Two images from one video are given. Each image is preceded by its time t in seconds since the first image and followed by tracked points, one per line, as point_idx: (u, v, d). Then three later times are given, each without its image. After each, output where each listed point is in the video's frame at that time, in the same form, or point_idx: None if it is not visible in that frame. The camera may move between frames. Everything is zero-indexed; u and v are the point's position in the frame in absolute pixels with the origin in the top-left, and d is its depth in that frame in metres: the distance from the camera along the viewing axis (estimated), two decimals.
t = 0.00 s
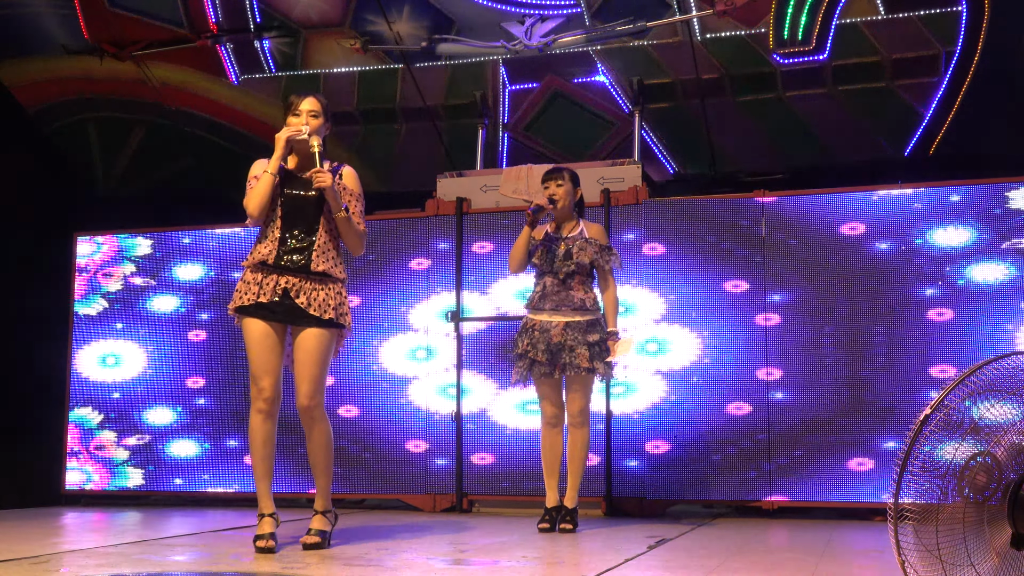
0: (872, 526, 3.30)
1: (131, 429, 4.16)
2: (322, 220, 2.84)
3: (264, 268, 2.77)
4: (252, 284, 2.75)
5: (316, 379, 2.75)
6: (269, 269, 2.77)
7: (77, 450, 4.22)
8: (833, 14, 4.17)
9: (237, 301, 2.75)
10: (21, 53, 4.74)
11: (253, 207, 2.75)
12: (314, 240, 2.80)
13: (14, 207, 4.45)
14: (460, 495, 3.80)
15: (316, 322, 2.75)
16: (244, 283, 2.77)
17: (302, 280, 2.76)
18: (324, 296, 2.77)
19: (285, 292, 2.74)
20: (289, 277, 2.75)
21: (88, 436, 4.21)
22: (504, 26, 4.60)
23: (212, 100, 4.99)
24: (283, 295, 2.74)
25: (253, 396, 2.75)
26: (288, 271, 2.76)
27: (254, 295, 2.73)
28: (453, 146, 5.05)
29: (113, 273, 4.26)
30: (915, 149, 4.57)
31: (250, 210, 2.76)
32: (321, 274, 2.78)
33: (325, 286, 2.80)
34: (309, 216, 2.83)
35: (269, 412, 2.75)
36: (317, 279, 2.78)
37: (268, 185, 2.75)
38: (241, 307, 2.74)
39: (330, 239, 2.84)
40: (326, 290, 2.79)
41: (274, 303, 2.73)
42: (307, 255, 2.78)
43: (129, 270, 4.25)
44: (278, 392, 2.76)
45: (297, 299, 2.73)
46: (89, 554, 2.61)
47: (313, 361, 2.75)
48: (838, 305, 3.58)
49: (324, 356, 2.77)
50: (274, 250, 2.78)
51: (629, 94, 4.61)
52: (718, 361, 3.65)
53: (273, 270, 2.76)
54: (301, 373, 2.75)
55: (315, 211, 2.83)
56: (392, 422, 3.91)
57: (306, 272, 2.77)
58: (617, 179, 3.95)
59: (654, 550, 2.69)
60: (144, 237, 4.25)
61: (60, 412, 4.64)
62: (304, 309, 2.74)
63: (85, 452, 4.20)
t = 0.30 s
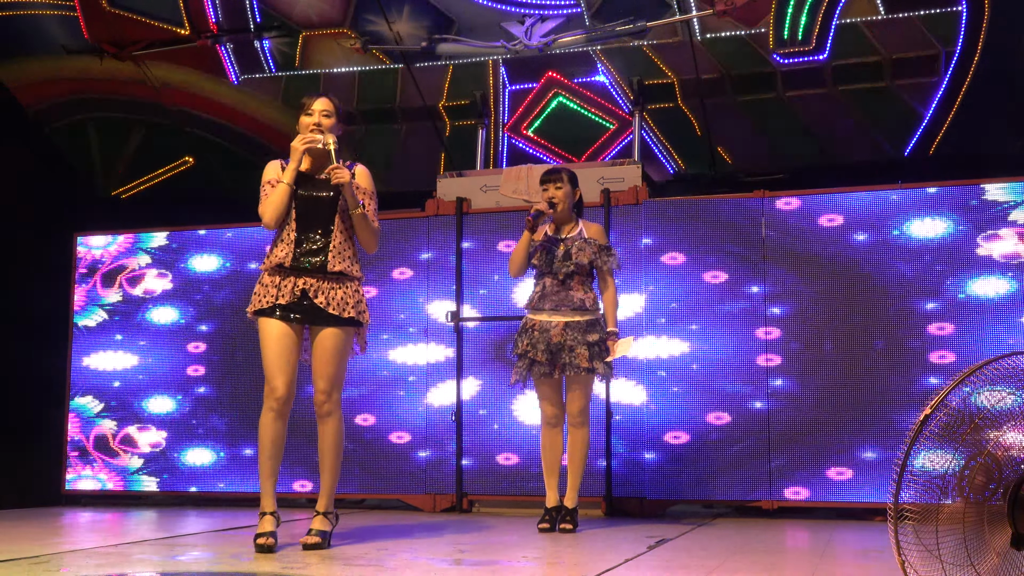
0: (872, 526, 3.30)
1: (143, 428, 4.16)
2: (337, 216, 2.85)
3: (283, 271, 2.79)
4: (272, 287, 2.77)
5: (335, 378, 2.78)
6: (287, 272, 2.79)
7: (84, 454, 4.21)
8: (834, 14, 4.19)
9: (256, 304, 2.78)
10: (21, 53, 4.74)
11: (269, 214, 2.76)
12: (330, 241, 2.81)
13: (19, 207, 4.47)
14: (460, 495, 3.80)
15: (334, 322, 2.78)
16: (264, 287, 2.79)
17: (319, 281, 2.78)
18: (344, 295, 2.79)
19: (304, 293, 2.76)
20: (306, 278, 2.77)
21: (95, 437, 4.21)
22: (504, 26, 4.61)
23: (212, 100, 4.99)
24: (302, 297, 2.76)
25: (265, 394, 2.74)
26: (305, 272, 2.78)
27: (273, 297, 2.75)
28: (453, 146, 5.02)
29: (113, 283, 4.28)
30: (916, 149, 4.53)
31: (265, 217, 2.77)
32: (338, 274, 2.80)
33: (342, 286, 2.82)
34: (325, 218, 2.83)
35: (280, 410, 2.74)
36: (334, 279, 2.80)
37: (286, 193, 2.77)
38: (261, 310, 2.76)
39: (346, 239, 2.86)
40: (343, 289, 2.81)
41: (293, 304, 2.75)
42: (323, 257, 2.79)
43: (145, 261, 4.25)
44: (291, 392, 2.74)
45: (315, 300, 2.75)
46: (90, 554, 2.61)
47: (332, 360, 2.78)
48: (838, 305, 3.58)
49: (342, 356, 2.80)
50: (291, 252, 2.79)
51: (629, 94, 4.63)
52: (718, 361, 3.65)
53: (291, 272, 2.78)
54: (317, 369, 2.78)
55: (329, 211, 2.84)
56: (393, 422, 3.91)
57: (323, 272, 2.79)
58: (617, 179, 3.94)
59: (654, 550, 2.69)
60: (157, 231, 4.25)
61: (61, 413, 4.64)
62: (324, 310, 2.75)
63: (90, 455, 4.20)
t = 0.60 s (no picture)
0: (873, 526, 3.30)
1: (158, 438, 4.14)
2: (342, 217, 2.85)
3: (287, 271, 2.79)
4: (276, 287, 2.78)
5: (339, 378, 2.78)
6: (291, 272, 2.79)
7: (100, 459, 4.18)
8: (834, 14, 4.18)
9: (261, 305, 2.78)
10: (22, 53, 4.76)
11: (271, 214, 2.76)
12: (334, 242, 2.82)
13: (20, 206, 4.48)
14: (460, 495, 3.79)
15: (339, 322, 2.78)
16: (268, 287, 2.80)
17: (323, 281, 2.77)
18: (348, 296, 2.79)
19: (308, 293, 2.75)
20: (309, 279, 2.77)
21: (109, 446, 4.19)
22: (504, 27, 4.57)
23: (211, 99, 4.97)
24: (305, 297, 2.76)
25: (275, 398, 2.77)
26: (309, 273, 2.78)
27: (278, 298, 2.75)
28: (453, 145, 5.04)
29: (104, 294, 4.29)
30: (916, 147, 4.55)
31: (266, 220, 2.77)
32: (342, 274, 2.80)
33: (346, 286, 2.81)
34: (330, 218, 2.83)
35: (292, 412, 2.77)
36: (338, 279, 2.80)
37: (286, 194, 2.78)
38: (266, 310, 2.77)
39: (351, 239, 2.86)
40: (347, 289, 2.80)
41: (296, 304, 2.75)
42: (327, 256, 2.79)
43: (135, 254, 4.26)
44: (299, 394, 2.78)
45: (319, 300, 2.75)
46: (90, 554, 2.62)
47: (336, 360, 2.78)
48: (839, 305, 3.58)
49: (348, 355, 2.81)
50: (295, 252, 2.80)
51: (629, 94, 4.64)
52: (717, 361, 3.65)
53: (295, 273, 2.78)
54: (321, 369, 2.78)
55: (335, 210, 2.84)
56: (393, 422, 3.91)
57: (327, 272, 2.78)
58: (617, 179, 3.94)
59: (655, 550, 2.69)
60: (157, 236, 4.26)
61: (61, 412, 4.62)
62: (327, 310, 2.75)
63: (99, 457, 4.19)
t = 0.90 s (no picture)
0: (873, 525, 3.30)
1: (171, 445, 4.12)
2: (337, 218, 2.86)
3: (283, 271, 2.79)
4: (273, 288, 2.78)
5: (337, 378, 2.78)
6: (287, 271, 2.79)
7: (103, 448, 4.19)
8: (833, 14, 4.18)
9: (259, 306, 2.78)
10: (22, 52, 4.76)
11: (264, 223, 2.79)
12: (328, 242, 2.81)
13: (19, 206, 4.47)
14: (460, 495, 3.80)
15: (334, 321, 2.78)
16: (265, 288, 2.80)
17: (319, 282, 2.78)
18: (344, 296, 2.78)
19: (304, 293, 2.75)
20: (305, 279, 2.77)
21: (123, 450, 4.17)
22: (504, 26, 4.54)
23: (212, 100, 4.98)
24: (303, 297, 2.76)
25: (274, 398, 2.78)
26: (306, 273, 2.78)
27: (275, 298, 2.76)
28: (453, 145, 5.05)
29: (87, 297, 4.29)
30: (916, 148, 4.56)
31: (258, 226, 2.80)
32: (337, 274, 2.80)
33: (343, 286, 2.81)
34: (326, 219, 2.85)
35: (291, 413, 2.79)
36: (334, 279, 2.80)
37: (281, 205, 2.78)
38: (263, 310, 2.77)
39: (346, 239, 2.86)
40: (343, 289, 2.80)
41: (293, 305, 2.75)
42: (322, 256, 2.79)
43: (134, 252, 4.27)
44: (300, 394, 2.80)
45: (315, 300, 2.75)
46: (90, 554, 2.62)
47: (334, 360, 2.78)
48: (838, 305, 3.59)
49: (345, 354, 2.81)
50: (291, 252, 2.79)
51: (629, 94, 4.64)
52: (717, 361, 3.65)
53: (291, 272, 2.78)
54: (319, 369, 2.78)
55: (331, 210, 2.86)
56: (393, 422, 3.90)
57: (323, 273, 2.79)
58: (617, 179, 3.95)
59: (655, 550, 2.69)
60: (169, 233, 4.24)
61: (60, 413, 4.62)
62: (323, 310, 2.75)
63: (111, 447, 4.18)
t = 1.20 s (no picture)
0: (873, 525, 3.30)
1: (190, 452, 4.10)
2: (339, 219, 2.86)
3: (286, 272, 2.78)
4: (275, 289, 2.76)
5: (337, 377, 2.79)
6: (291, 273, 2.78)
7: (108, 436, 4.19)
8: (834, 14, 4.17)
9: (261, 307, 2.76)
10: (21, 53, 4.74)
11: (275, 222, 2.72)
12: (331, 244, 2.81)
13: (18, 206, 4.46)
14: (460, 495, 3.80)
15: (340, 322, 2.78)
16: (266, 289, 2.78)
17: (323, 283, 2.77)
18: (349, 297, 2.80)
19: (309, 295, 2.75)
20: (309, 280, 2.76)
21: (143, 458, 4.15)
22: (504, 26, 4.53)
23: (214, 101, 4.99)
24: (307, 298, 2.76)
25: (274, 398, 2.78)
26: (311, 274, 2.77)
27: (278, 299, 2.74)
28: (453, 145, 5.06)
29: (87, 295, 4.30)
30: (916, 148, 4.58)
31: (269, 225, 2.73)
32: (341, 275, 2.80)
33: (346, 287, 2.82)
34: (327, 221, 2.85)
35: (290, 413, 2.79)
36: (338, 280, 2.80)
37: (294, 203, 2.72)
38: (263, 311, 2.76)
39: (347, 241, 2.87)
40: (348, 291, 2.81)
41: (298, 306, 2.75)
42: (326, 258, 2.79)
43: (133, 251, 4.27)
44: (299, 394, 2.80)
45: (321, 301, 2.75)
46: (90, 554, 2.62)
47: (335, 359, 2.79)
48: (838, 305, 3.58)
49: (346, 353, 2.82)
50: (295, 253, 2.78)
51: (629, 94, 4.64)
52: (717, 361, 3.65)
53: (295, 273, 2.77)
54: (320, 369, 2.79)
55: (333, 213, 2.86)
56: (393, 422, 3.90)
57: (327, 274, 2.79)
58: (617, 179, 3.94)
59: (655, 550, 2.69)
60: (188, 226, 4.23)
61: (60, 412, 4.62)
62: (328, 311, 2.76)
63: (117, 436, 4.18)
